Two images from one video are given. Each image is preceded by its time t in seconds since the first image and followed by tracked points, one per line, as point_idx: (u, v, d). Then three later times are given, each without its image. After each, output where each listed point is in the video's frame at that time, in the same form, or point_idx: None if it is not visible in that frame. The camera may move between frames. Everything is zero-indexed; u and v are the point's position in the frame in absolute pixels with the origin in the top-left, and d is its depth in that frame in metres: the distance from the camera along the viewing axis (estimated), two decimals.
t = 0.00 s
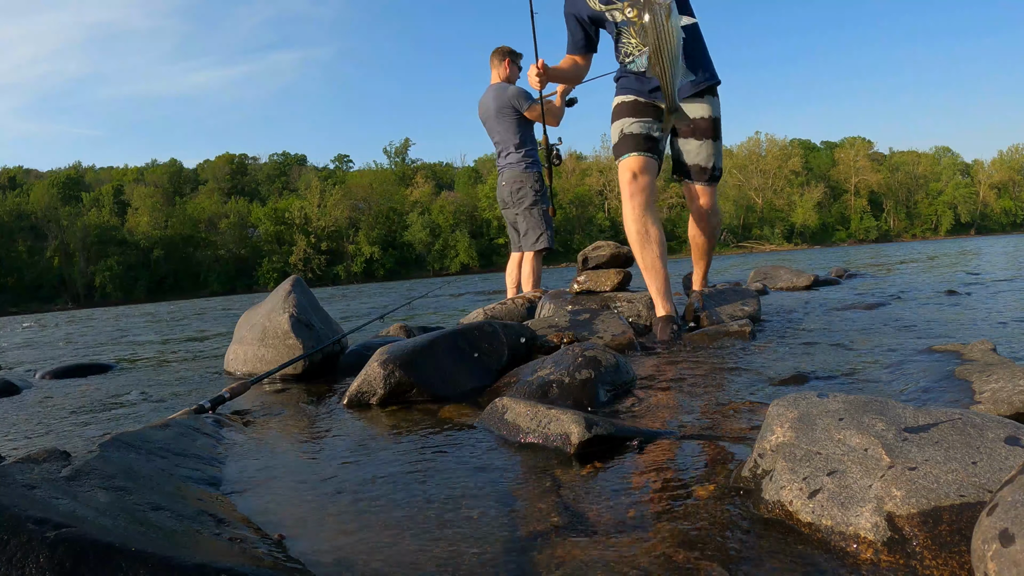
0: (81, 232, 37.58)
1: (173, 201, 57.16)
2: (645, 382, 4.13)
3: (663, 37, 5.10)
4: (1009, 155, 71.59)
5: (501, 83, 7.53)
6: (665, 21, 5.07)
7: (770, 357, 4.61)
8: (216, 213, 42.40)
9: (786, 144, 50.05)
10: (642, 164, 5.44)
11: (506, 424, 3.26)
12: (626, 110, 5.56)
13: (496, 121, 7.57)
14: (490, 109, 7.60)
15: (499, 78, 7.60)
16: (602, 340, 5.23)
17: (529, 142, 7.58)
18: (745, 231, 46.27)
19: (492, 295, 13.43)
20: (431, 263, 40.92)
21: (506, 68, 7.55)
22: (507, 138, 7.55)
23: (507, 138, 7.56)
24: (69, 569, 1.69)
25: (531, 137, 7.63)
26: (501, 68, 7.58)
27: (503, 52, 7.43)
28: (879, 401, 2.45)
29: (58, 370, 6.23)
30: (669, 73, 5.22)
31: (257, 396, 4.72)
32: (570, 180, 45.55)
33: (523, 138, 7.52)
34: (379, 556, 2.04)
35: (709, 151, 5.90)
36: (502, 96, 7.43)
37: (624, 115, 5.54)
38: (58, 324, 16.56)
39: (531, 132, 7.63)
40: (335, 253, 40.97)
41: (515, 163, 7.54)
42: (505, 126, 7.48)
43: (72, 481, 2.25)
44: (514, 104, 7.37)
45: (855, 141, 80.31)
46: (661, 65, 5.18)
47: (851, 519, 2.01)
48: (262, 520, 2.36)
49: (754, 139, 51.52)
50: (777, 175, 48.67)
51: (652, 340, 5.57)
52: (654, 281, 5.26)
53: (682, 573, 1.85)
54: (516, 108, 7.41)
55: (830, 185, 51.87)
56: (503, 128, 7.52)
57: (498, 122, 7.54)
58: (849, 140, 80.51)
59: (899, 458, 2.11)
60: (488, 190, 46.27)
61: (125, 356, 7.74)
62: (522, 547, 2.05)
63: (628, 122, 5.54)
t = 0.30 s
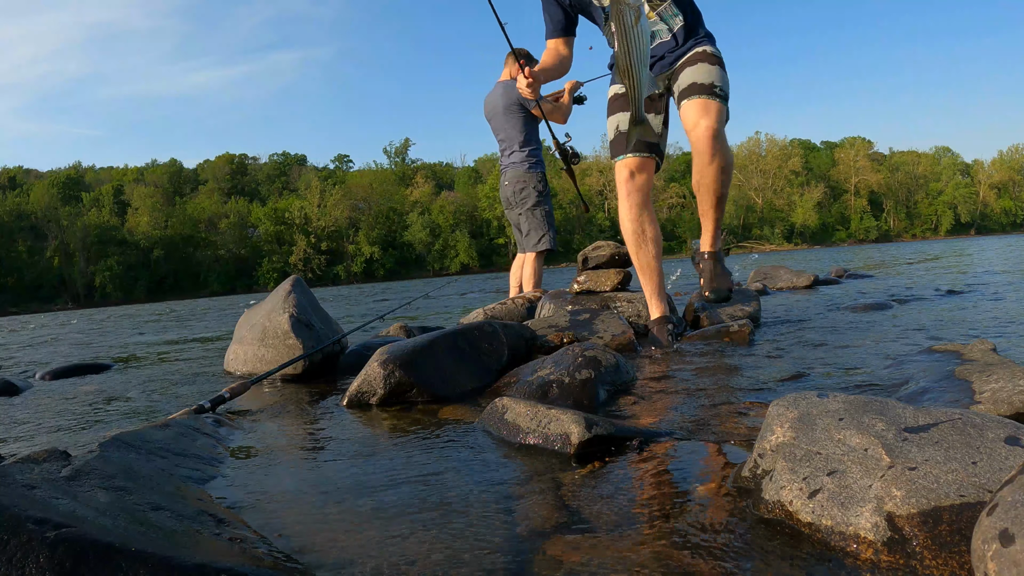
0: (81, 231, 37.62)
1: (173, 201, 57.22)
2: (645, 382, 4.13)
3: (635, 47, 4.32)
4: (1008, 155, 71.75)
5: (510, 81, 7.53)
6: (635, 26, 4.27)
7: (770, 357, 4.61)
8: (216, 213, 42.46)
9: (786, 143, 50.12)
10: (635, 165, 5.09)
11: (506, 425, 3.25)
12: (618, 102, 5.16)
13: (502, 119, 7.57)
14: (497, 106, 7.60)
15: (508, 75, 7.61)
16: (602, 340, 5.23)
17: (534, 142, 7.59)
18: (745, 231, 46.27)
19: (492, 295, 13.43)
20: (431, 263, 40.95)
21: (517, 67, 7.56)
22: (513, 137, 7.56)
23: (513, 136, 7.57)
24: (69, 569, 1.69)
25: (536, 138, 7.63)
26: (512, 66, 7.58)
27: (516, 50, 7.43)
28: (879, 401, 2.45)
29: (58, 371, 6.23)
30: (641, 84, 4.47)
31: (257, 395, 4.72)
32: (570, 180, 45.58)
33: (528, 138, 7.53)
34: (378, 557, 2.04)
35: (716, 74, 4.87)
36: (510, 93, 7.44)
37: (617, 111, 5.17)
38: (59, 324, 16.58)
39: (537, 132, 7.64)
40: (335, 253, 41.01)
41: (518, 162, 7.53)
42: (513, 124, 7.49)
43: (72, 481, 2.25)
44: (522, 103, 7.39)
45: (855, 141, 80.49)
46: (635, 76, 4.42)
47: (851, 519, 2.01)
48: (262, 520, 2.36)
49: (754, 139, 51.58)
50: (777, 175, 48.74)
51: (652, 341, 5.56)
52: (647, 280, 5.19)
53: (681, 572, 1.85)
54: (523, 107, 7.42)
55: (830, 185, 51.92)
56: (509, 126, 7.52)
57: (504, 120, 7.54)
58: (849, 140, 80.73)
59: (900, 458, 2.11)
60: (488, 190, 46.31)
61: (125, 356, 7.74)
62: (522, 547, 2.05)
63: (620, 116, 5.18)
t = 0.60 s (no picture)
0: (81, 231, 37.64)
1: (173, 202, 57.26)
2: (646, 381, 4.13)
3: (600, 64, 4.23)
4: (1009, 156, 71.78)
5: (517, 80, 7.56)
6: (602, 40, 4.20)
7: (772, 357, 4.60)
8: (216, 213, 42.50)
9: (786, 144, 50.17)
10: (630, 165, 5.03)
11: (506, 425, 3.25)
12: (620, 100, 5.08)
13: (508, 118, 7.59)
14: (502, 104, 7.61)
15: (517, 74, 7.63)
16: (602, 339, 5.23)
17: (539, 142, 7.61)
18: (745, 231, 46.31)
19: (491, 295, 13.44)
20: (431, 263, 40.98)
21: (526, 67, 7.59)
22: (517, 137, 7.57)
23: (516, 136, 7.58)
24: (69, 569, 1.69)
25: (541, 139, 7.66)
26: (520, 65, 7.61)
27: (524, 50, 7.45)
28: (880, 401, 2.45)
29: (58, 370, 6.23)
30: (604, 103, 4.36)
31: (257, 395, 4.73)
32: (570, 180, 45.61)
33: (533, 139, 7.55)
34: (377, 558, 2.03)
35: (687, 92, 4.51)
36: (517, 92, 7.46)
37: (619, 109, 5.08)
38: (59, 323, 16.61)
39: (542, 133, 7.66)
40: (335, 253, 41.07)
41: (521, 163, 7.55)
42: (516, 124, 7.48)
43: (72, 481, 2.25)
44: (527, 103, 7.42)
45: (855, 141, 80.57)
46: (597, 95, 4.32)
47: (851, 519, 2.01)
48: (262, 520, 2.36)
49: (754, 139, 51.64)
50: (777, 175, 48.81)
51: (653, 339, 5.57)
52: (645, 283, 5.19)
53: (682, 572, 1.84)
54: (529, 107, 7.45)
55: (829, 185, 51.95)
56: (514, 126, 7.54)
57: (509, 119, 7.56)
58: (849, 140, 80.86)
59: (900, 458, 2.11)
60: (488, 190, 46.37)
61: (125, 356, 7.75)
62: (521, 548, 2.04)
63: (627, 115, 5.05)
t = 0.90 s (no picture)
0: (81, 231, 37.66)
1: (173, 202, 57.30)
2: (647, 380, 4.12)
3: (566, 126, 4.33)
4: (1009, 156, 71.88)
5: (520, 80, 7.55)
6: (567, 101, 4.31)
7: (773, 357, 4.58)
8: (216, 213, 42.53)
9: (786, 144, 50.22)
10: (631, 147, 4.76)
11: (506, 424, 3.25)
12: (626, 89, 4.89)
13: (510, 118, 7.58)
14: (506, 104, 7.60)
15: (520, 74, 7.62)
16: (602, 339, 5.24)
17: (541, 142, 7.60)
18: (745, 231, 46.34)
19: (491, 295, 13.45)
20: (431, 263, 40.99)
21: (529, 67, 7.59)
22: (519, 136, 7.57)
23: (518, 136, 7.57)
24: (70, 570, 1.69)
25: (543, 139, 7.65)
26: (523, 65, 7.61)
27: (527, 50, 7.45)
28: (879, 401, 2.45)
29: (58, 370, 6.23)
30: (576, 161, 4.37)
31: (257, 396, 4.73)
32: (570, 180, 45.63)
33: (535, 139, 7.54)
34: (377, 558, 2.03)
35: (677, 83, 4.35)
36: (520, 92, 7.45)
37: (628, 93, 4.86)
38: (59, 323, 16.62)
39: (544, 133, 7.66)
40: (335, 253, 41.11)
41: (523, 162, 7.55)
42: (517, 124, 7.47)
43: (72, 481, 2.25)
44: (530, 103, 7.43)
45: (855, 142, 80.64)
46: (567, 154, 4.38)
47: (851, 519, 2.01)
48: (262, 520, 2.36)
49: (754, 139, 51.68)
50: (777, 175, 48.85)
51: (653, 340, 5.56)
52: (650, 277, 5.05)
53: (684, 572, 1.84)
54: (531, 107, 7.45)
55: (830, 185, 51.98)
56: (517, 127, 7.54)
57: (512, 119, 7.56)
58: (849, 140, 80.96)
59: (900, 458, 2.11)
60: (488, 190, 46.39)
61: (125, 356, 7.75)
62: (522, 549, 2.04)
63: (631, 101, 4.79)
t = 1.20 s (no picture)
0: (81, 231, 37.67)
1: (173, 202, 57.33)
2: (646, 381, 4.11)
3: (566, 186, 4.05)
4: (1008, 156, 71.99)
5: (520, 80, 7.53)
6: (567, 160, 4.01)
7: (773, 358, 4.58)
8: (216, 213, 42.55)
9: (786, 144, 50.25)
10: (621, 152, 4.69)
11: (506, 424, 3.25)
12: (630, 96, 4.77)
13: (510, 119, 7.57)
14: (506, 105, 7.59)
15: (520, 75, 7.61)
16: (602, 339, 5.24)
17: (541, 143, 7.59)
18: (745, 231, 46.38)
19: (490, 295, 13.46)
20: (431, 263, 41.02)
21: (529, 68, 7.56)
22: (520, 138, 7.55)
23: (517, 136, 7.55)
24: (70, 570, 1.69)
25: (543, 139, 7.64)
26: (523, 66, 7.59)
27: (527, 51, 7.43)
28: (879, 401, 2.45)
29: (58, 370, 6.23)
30: (576, 224, 4.10)
31: (258, 395, 4.72)
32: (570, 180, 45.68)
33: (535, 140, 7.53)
34: (377, 558, 2.03)
35: (676, 84, 4.32)
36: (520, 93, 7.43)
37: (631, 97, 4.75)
38: (59, 323, 16.64)
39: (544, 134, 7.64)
40: (335, 252, 41.15)
41: (523, 163, 7.55)
42: (515, 126, 7.44)
43: (72, 481, 2.25)
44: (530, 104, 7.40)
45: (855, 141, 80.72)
46: (568, 217, 4.10)
47: (851, 519, 2.01)
48: (262, 520, 2.36)
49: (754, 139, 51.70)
50: (777, 175, 48.89)
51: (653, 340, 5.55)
52: (644, 296, 4.76)
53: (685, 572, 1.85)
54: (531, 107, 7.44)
55: (830, 185, 52.02)
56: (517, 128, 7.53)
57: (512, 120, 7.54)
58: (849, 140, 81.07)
59: (899, 458, 2.11)
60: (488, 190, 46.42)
61: (125, 356, 7.76)
62: (523, 549, 2.04)
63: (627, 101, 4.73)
